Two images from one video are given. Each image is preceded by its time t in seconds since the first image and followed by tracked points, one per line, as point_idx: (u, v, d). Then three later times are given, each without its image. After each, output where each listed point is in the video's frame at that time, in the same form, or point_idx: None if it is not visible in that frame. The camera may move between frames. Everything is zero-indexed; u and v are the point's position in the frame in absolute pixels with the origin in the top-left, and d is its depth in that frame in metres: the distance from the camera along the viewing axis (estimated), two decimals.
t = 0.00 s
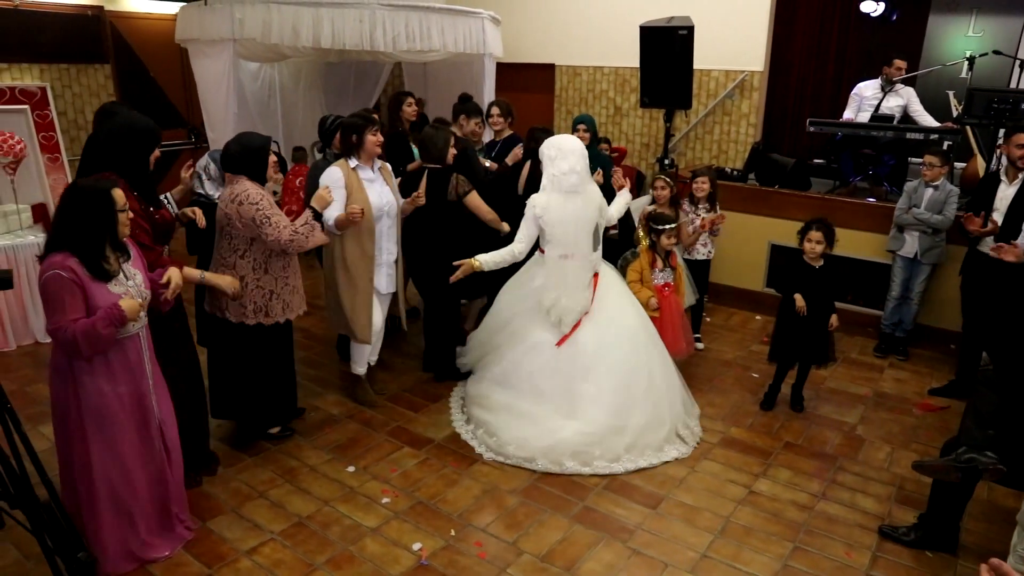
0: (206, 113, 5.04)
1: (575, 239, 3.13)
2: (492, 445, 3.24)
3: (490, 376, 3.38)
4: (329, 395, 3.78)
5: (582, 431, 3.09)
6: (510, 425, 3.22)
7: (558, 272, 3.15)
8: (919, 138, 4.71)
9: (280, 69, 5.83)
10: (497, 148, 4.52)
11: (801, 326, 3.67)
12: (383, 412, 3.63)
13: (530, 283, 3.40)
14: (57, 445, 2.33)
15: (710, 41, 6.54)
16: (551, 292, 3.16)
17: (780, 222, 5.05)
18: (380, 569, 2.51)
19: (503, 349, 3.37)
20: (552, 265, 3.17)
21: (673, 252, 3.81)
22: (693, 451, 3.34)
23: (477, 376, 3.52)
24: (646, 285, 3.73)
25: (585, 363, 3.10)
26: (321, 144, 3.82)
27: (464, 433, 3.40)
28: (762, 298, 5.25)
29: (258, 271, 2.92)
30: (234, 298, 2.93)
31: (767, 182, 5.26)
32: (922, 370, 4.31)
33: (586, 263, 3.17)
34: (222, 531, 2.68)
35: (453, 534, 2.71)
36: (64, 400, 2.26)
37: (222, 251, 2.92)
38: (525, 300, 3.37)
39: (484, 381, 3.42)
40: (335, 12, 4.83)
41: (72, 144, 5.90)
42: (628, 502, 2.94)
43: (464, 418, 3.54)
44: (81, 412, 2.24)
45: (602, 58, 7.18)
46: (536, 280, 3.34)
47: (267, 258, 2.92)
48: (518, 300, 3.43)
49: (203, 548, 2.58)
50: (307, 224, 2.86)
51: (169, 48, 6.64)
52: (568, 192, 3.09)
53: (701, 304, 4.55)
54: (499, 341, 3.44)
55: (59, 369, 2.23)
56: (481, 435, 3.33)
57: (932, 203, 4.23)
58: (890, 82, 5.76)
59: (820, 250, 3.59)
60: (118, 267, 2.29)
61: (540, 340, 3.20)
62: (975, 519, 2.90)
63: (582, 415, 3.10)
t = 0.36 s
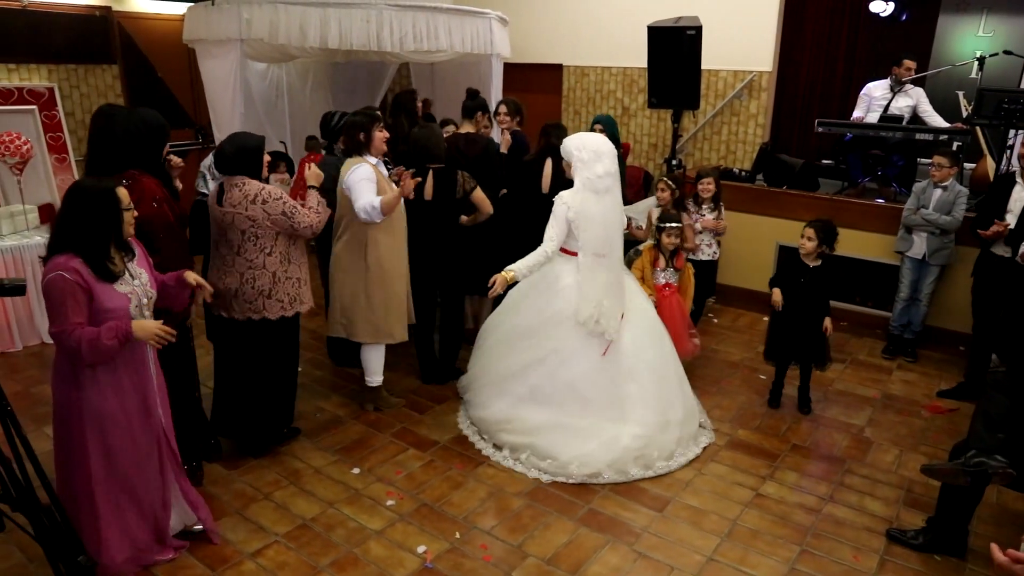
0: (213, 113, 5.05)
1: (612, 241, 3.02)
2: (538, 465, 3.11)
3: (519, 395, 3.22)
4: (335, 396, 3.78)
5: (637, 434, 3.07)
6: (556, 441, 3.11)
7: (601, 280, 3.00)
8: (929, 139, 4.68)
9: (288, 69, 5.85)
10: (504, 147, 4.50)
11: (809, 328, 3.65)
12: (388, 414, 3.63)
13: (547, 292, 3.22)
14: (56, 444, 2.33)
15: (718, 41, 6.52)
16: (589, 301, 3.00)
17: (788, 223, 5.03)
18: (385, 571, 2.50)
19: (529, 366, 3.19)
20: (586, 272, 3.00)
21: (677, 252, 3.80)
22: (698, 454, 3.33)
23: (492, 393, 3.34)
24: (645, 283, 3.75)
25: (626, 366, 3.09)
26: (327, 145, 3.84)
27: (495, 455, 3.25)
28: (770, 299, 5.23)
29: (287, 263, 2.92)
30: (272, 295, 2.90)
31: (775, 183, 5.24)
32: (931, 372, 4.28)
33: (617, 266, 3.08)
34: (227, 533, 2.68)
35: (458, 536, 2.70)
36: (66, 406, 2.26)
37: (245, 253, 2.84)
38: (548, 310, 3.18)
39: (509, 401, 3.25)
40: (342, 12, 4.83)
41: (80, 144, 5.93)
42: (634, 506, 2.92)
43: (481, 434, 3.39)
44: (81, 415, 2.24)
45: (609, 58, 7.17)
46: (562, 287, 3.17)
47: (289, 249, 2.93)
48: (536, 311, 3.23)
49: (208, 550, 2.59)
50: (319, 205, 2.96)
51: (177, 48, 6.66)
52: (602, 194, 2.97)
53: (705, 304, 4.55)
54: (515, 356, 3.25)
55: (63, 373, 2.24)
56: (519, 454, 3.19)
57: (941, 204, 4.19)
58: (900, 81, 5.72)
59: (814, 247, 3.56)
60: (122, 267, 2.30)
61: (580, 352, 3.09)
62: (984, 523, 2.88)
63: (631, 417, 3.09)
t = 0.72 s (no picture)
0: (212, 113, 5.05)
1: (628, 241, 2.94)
2: (570, 493, 2.88)
3: (534, 427, 2.89)
4: (334, 396, 3.78)
5: (659, 438, 3.04)
6: (583, 462, 2.93)
7: (626, 283, 2.93)
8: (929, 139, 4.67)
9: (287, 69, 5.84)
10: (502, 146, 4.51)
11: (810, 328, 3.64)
12: (386, 414, 3.62)
13: (556, 309, 3.03)
14: (59, 431, 2.33)
15: (718, 41, 6.51)
16: (619, 307, 2.91)
17: (788, 223, 5.02)
18: (382, 573, 2.49)
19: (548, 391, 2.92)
20: (609, 274, 2.92)
21: (667, 248, 3.79)
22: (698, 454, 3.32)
23: (490, 429, 2.96)
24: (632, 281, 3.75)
25: (641, 371, 3.05)
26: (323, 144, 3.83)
27: (508, 497, 2.90)
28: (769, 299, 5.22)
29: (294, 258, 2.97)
30: (291, 286, 2.96)
31: (775, 182, 5.23)
32: (931, 372, 4.27)
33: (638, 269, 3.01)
34: (224, 534, 2.67)
35: (456, 537, 2.69)
36: (73, 409, 2.27)
37: (266, 252, 2.84)
38: (563, 328, 2.98)
39: (519, 435, 2.90)
40: (341, 11, 4.82)
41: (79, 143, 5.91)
42: (633, 507, 2.91)
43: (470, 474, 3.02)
44: (91, 409, 2.23)
45: (609, 58, 7.15)
46: (577, 300, 3.01)
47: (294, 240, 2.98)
48: (547, 331, 3.00)
49: (205, 551, 2.58)
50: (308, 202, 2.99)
51: (176, 47, 6.65)
52: (619, 195, 2.90)
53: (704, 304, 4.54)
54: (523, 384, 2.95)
55: (76, 366, 2.23)
56: (539, 487, 2.93)
57: (942, 204, 4.18)
58: (899, 81, 5.69)
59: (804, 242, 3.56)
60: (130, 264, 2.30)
61: (607, 364, 2.94)
62: (985, 525, 2.86)
63: (648, 423, 3.05)
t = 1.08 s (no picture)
0: (216, 113, 5.06)
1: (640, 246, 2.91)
2: (650, 512, 2.79)
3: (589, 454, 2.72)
4: (337, 397, 3.78)
5: (694, 439, 3.03)
6: (642, 480, 2.81)
7: (641, 288, 2.91)
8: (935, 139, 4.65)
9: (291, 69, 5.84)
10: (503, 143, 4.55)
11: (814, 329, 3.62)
12: (389, 414, 3.62)
13: (586, 328, 2.82)
14: (88, 431, 2.32)
15: (722, 41, 6.50)
16: (638, 313, 2.87)
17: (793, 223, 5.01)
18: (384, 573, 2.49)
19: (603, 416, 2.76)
20: (620, 282, 2.91)
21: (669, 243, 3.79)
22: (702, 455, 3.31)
23: (550, 470, 2.70)
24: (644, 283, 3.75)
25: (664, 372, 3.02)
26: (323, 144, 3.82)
27: (588, 533, 2.70)
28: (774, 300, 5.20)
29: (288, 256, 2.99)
30: (289, 281, 3.00)
31: (780, 183, 5.22)
32: (936, 373, 4.25)
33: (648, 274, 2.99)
34: (227, 535, 2.67)
35: (459, 538, 2.68)
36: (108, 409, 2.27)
37: (268, 250, 2.87)
38: (602, 349, 2.79)
39: (576, 465, 2.71)
40: (345, 12, 4.81)
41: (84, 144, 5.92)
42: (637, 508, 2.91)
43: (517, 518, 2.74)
44: (138, 404, 2.27)
45: (613, 58, 7.15)
46: (603, 313, 2.84)
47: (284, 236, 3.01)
48: (586, 355, 2.78)
49: (208, 552, 2.58)
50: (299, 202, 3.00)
51: (180, 47, 6.67)
52: (629, 200, 2.87)
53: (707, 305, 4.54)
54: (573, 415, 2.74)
55: (118, 364, 2.24)
56: (613, 514, 2.79)
57: (948, 205, 4.16)
58: (905, 82, 5.58)
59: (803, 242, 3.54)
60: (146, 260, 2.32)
61: (648, 373, 2.87)
62: (990, 527, 2.85)
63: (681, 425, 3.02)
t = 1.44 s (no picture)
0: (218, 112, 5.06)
1: (636, 241, 2.86)
2: (711, 513, 2.81)
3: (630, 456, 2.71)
4: (339, 396, 3.78)
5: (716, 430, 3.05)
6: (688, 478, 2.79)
7: (641, 283, 2.87)
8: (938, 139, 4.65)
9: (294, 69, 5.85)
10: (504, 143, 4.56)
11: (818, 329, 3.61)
12: (391, 414, 3.62)
13: (600, 340, 2.78)
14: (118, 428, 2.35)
15: (726, 41, 6.49)
16: (641, 307, 2.86)
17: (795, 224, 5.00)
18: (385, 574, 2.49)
19: (637, 423, 2.74)
20: (618, 277, 2.86)
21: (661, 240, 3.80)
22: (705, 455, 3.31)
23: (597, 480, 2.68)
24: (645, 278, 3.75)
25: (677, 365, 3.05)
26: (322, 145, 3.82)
27: (660, 543, 2.67)
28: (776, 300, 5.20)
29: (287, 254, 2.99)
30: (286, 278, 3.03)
31: (783, 183, 5.21)
32: (939, 374, 4.24)
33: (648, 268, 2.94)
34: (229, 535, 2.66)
35: (460, 539, 2.68)
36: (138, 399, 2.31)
37: (267, 249, 2.87)
38: (623, 356, 2.77)
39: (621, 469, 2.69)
40: (348, 11, 4.81)
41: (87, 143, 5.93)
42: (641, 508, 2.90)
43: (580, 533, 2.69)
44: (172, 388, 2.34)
45: (616, 58, 7.14)
46: (615, 315, 2.83)
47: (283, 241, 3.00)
48: (607, 367, 2.75)
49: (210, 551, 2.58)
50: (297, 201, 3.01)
51: (183, 47, 6.67)
52: (626, 196, 2.83)
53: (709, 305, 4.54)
54: (608, 430, 2.71)
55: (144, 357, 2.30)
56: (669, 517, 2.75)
57: (952, 206, 4.15)
58: (908, 80, 5.53)
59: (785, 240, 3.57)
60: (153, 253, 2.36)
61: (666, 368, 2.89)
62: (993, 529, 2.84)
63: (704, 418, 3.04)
